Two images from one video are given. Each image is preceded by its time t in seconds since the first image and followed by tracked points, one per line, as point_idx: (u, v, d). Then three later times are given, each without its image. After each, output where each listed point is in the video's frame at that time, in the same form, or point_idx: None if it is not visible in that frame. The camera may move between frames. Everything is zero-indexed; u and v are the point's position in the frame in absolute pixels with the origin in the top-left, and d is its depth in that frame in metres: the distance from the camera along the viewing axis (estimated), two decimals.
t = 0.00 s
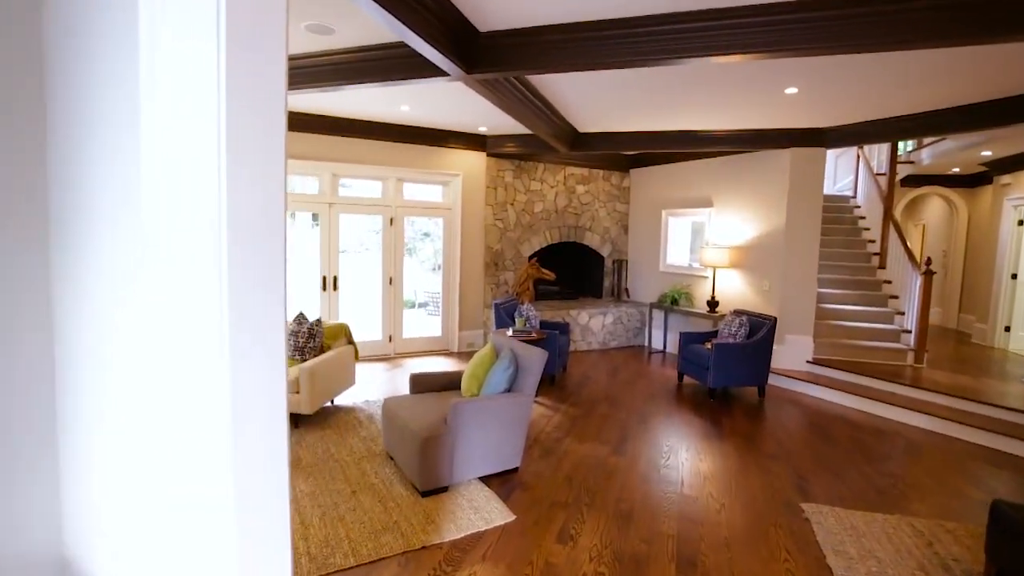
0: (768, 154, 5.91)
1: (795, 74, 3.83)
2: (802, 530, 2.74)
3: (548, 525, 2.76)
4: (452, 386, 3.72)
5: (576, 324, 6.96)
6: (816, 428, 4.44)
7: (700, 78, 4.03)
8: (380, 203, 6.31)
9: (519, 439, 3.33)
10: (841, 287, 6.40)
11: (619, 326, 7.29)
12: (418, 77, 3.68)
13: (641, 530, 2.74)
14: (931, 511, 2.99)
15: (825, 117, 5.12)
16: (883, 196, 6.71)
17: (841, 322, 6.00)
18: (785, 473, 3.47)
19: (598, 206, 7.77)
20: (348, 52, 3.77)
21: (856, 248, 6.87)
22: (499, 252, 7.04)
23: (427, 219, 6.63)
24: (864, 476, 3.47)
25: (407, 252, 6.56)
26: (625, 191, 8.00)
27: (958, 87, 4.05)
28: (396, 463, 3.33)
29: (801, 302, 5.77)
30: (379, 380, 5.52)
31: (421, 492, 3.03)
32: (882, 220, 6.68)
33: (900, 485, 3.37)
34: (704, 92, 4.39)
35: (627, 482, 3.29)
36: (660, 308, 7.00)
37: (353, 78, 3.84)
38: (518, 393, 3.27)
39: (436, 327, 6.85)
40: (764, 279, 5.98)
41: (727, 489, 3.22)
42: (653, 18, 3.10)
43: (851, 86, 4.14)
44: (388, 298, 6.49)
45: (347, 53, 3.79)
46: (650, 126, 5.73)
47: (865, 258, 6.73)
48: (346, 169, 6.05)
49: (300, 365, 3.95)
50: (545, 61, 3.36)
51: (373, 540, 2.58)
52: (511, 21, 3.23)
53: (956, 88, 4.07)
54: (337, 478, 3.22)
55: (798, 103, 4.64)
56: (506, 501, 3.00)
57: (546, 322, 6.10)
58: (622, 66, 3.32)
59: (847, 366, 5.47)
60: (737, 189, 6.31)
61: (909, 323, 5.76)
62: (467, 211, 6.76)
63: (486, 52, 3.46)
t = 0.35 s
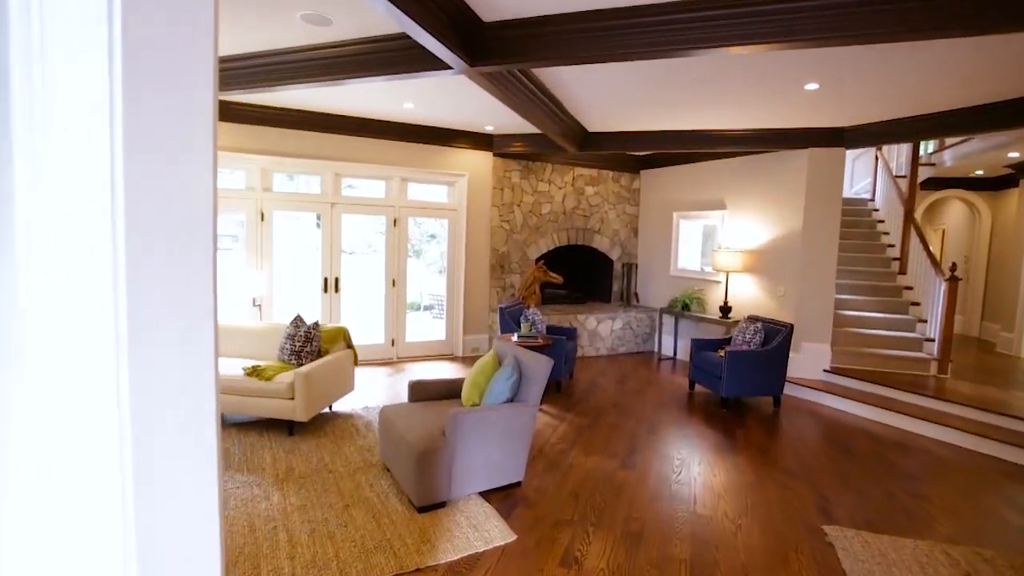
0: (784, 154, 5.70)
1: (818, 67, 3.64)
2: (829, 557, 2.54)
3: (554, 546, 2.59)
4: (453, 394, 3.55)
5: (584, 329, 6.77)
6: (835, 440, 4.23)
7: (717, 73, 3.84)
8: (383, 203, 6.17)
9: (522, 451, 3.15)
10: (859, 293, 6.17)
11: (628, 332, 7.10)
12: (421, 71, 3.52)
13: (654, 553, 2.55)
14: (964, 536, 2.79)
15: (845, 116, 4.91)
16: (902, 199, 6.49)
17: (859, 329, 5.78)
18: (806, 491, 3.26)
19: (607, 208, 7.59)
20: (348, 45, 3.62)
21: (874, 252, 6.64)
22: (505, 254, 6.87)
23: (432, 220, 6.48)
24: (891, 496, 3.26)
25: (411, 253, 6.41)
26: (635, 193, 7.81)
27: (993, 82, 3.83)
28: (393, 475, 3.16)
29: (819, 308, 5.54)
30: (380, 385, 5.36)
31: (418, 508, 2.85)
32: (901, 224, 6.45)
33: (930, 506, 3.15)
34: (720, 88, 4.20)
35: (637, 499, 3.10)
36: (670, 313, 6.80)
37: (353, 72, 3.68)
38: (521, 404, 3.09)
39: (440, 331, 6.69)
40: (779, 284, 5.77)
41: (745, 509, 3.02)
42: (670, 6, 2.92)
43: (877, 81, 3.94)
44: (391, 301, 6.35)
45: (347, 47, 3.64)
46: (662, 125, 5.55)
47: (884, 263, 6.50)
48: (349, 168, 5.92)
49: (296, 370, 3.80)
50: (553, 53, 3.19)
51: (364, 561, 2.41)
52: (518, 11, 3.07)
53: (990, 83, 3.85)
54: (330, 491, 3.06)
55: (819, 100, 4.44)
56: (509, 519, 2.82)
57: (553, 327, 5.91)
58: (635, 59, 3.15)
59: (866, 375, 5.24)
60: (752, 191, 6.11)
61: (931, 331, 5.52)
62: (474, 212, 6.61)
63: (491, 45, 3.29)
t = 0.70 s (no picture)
0: (802, 156, 5.51)
1: (840, 62, 3.46)
2: None
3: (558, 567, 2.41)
4: (454, 404, 3.39)
5: (593, 335, 6.59)
6: (855, 455, 4.02)
7: (732, 68, 3.67)
8: (387, 205, 6.04)
9: (526, 465, 2.98)
10: (879, 300, 5.94)
11: (637, 338, 6.91)
12: (423, 66, 3.40)
13: None
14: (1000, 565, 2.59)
15: (866, 116, 4.71)
16: (924, 203, 6.26)
17: (880, 338, 5.55)
18: (828, 510, 3.07)
19: (617, 211, 7.41)
20: (348, 39, 3.50)
21: (894, 258, 6.41)
22: (512, 258, 6.70)
23: (437, 223, 6.34)
24: (919, 517, 3.05)
25: (416, 256, 6.27)
26: (646, 196, 7.63)
27: None
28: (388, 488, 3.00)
29: (837, 315, 5.32)
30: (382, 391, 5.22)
31: (413, 525, 2.69)
32: (922, 228, 6.22)
33: (960, 529, 2.94)
34: (736, 85, 4.03)
35: (647, 517, 2.91)
36: (682, 319, 6.60)
37: (353, 67, 3.56)
38: (524, 415, 2.92)
39: (445, 336, 6.53)
40: (796, 290, 5.56)
41: (762, 529, 2.83)
42: None
43: (902, 78, 3.74)
44: (395, 305, 6.20)
45: (347, 40, 3.52)
46: (675, 125, 5.37)
47: (906, 269, 6.27)
48: (352, 168, 5.80)
49: (291, 376, 3.66)
50: (560, 45, 3.03)
51: None
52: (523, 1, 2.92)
53: None
54: (322, 505, 2.91)
55: (839, 99, 4.25)
56: (510, 537, 2.66)
57: (560, 333, 5.75)
58: (647, 51, 2.98)
59: (888, 386, 5.02)
60: (767, 194, 5.91)
61: (956, 341, 5.28)
62: (480, 214, 6.47)
63: (496, 38, 3.15)
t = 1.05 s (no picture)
0: (818, 159, 5.33)
1: (861, 57, 3.28)
2: None
3: None
4: (455, 414, 3.25)
5: (601, 342, 6.42)
6: (877, 471, 3.82)
7: (745, 65, 3.52)
8: (391, 208, 5.91)
9: (529, 481, 2.83)
10: (899, 309, 5.73)
11: (647, 346, 6.74)
12: (424, 62, 3.28)
13: None
14: None
15: (886, 116, 4.52)
16: (944, 208, 6.05)
17: (900, 348, 5.33)
18: (849, 533, 2.88)
19: (626, 215, 7.25)
20: (346, 34, 3.39)
21: (914, 265, 6.19)
22: (519, 263, 6.56)
23: (441, 226, 6.21)
24: (948, 542, 2.85)
25: (419, 260, 6.14)
26: (656, 201, 7.47)
27: None
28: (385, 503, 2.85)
29: (856, 324, 5.13)
30: (384, 398, 5.08)
31: (409, 544, 2.53)
32: (943, 234, 6.01)
33: (993, 554, 2.75)
34: (749, 83, 3.87)
35: (656, 538, 2.74)
36: (693, 327, 6.42)
37: (352, 64, 3.46)
38: (528, 428, 2.76)
39: (449, 342, 6.39)
40: (812, 298, 5.37)
41: (780, 553, 2.65)
42: None
43: (925, 75, 3.56)
44: (399, 310, 6.08)
45: (347, 36, 3.41)
46: (686, 127, 5.22)
47: (926, 276, 6.05)
48: (356, 170, 5.69)
49: (288, 384, 3.53)
50: (567, 39, 2.90)
51: None
52: None
53: None
54: (315, 520, 2.77)
55: (857, 98, 4.08)
56: (511, 559, 2.49)
57: (568, 340, 5.59)
58: (656, 44, 2.83)
59: (909, 398, 4.81)
60: (782, 198, 5.73)
61: (981, 351, 5.06)
62: (486, 218, 6.33)
63: (498, 32, 3.01)
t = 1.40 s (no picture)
0: (838, 159, 5.16)
1: (887, 50, 3.13)
2: None
3: None
4: (460, 422, 3.13)
5: (612, 348, 6.28)
6: (903, 485, 3.63)
7: (764, 60, 3.38)
8: (398, 209, 5.82)
9: (536, 493, 2.69)
10: (923, 315, 5.53)
11: (659, 352, 6.58)
12: (431, 58, 3.18)
13: None
14: None
15: (910, 114, 4.35)
16: (969, 210, 5.84)
17: (924, 356, 5.13)
18: (876, 554, 2.71)
19: (638, 218, 7.11)
20: (352, 29, 3.30)
21: (937, 269, 5.98)
22: (528, 266, 6.43)
23: (449, 228, 6.11)
24: (984, 565, 2.67)
25: (426, 263, 6.04)
26: (669, 203, 7.32)
27: None
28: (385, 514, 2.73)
29: (877, 331, 4.94)
30: (390, 403, 4.98)
31: (410, 558, 2.41)
32: (968, 238, 5.80)
33: None
34: (767, 80, 3.73)
35: (670, 556, 2.60)
36: (706, 332, 6.26)
37: (357, 60, 3.37)
38: (536, 437, 2.63)
39: (457, 346, 6.28)
40: (831, 303, 5.19)
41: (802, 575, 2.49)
42: None
43: (954, 70, 3.40)
44: (406, 313, 5.97)
45: (352, 31, 3.32)
46: (701, 126, 5.08)
47: (951, 281, 5.84)
48: (363, 172, 5.60)
49: (289, 388, 3.43)
50: (579, 30, 2.77)
51: None
52: None
53: None
54: (313, 531, 2.65)
55: (880, 95, 3.92)
56: None
57: (578, 345, 5.46)
58: (673, 36, 2.69)
59: (934, 408, 4.61)
60: (800, 200, 5.57)
61: (1011, 360, 4.85)
62: (495, 220, 6.23)
63: (507, 24, 2.90)
